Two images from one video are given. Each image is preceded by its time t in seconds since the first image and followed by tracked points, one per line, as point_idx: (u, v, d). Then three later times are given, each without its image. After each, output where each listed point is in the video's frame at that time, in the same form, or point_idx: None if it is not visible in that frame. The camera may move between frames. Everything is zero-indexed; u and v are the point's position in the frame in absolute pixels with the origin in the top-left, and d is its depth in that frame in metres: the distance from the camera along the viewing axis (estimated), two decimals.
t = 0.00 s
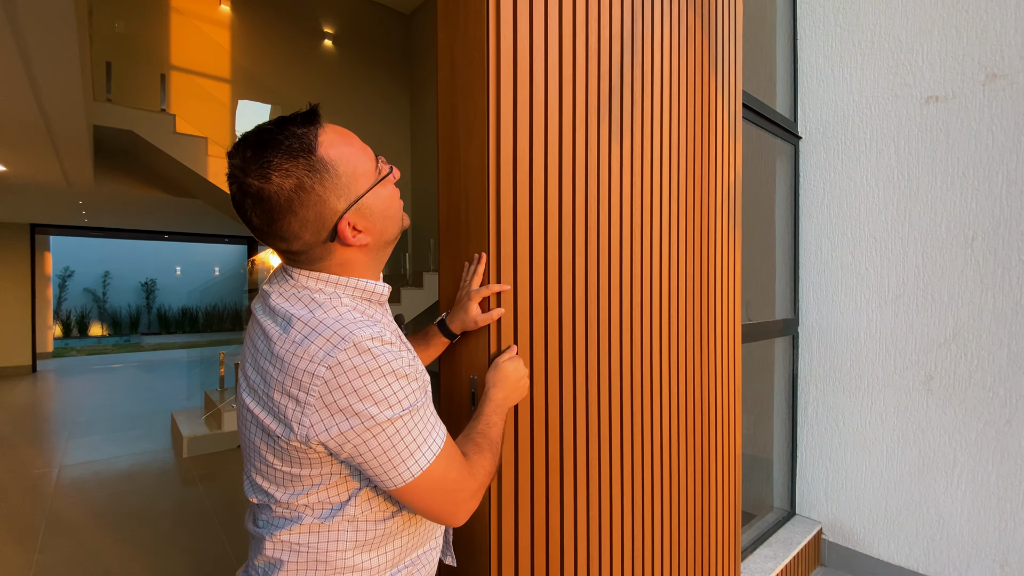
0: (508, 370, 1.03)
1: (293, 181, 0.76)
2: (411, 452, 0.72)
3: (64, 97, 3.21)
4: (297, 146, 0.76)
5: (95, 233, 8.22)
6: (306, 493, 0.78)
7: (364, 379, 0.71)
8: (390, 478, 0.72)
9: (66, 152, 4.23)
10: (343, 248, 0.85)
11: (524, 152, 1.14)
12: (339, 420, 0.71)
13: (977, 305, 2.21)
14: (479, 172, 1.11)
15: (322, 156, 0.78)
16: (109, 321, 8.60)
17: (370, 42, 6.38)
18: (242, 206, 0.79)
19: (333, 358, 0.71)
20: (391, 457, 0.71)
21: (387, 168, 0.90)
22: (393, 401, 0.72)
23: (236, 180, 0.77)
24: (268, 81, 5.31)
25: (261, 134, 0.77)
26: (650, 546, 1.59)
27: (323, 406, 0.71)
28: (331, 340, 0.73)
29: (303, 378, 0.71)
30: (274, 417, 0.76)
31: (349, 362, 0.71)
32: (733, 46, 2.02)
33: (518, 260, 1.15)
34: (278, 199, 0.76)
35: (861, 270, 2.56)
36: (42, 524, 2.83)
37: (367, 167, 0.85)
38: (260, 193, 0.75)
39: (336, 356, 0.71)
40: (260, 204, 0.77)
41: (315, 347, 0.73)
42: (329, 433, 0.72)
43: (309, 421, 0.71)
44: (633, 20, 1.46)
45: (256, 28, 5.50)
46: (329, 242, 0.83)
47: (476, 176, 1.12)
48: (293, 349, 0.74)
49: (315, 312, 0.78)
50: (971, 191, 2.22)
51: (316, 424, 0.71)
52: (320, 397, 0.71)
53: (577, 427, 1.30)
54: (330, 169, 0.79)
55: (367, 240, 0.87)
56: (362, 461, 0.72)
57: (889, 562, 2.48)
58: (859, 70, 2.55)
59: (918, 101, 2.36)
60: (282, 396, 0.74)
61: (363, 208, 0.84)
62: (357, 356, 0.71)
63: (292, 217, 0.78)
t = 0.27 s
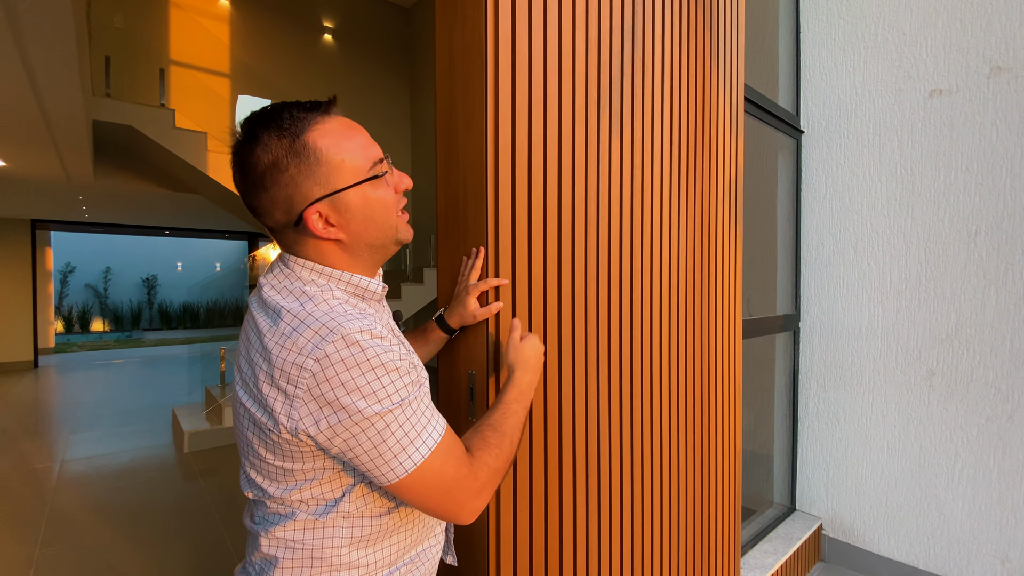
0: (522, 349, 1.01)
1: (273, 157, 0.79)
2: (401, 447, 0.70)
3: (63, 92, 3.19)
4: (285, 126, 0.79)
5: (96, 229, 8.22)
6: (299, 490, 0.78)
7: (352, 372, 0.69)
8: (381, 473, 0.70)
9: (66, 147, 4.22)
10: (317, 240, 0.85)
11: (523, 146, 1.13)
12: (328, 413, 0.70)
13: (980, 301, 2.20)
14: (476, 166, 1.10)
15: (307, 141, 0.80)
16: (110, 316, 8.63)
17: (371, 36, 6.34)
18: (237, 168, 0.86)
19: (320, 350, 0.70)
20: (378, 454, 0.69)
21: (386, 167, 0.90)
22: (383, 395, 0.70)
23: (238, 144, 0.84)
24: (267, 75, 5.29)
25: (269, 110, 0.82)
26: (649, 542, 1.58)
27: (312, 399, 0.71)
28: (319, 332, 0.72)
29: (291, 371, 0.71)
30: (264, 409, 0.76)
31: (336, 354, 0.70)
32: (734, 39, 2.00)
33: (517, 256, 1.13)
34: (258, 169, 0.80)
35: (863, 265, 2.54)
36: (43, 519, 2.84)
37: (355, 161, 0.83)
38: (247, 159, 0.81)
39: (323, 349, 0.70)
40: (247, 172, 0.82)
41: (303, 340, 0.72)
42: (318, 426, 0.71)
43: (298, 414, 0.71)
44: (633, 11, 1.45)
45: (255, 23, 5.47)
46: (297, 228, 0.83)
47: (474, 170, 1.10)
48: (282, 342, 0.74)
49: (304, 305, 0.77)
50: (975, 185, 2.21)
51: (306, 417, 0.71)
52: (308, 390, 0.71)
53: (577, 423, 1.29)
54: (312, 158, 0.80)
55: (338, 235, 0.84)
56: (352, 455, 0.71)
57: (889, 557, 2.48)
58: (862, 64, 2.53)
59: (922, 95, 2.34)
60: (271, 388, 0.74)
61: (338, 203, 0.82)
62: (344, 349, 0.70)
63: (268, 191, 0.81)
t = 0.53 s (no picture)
0: (568, 308, 0.94)
1: (281, 136, 0.83)
2: (395, 427, 0.68)
3: (63, 86, 3.18)
4: (298, 112, 0.82)
5: (97, 223, 8.22)
6: (296, 477, 0.78)
7: (339, 353, 0.68)
8: (382, 466, 0.70)
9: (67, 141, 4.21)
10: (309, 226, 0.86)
11: (524, 140, 1.13)
12: (318, 395, 0.70)
13: (982, 296, 2.20)
14: (477, 160, 1.09)
15: (316, 129, 0.83)
16: (112, 311, 8.64)
17: (371, 29, 6.30)
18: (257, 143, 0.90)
19: (308, 333, 0.70)
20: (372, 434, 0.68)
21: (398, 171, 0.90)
22: (372, 374, 0.68)
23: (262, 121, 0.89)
24: (267, 68, 5.27)
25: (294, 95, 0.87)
26: (650, 535, 1.59)
27: (303, 382, 0.70)
28: (307, 316, 0.72)
29: (281, 355, 0.71)
30: (259, 396, 0.76)
31: (323, 336, 0.69)
32: (737, 33, 1.98)
33: (518, 250, 1.13)
34: (268, 144, 0.85)
35: (865, 259, 2.53)
36: (48, 512, 2.86)
37: (362, 154, 0.84)
38: (262, 134, 0.86)
39: (310, 332, 0.70)
40: (258, 146, 0.87)
41: (292, 324, 0.72)
42: (311, 408, 0.71)
43: (291, 397, 0.71)
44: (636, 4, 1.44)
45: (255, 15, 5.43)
46: (289, 206, 0.86)
47: (475, 165, 1.10)
48: (273, 328, 0.74)
49: (295, 291, 0.77)
50: (979, 179, 2.20)
51: (300, 400, 0.71)
52: (299, 373, 0.70)
53: (578, 418, 1.29)
54: (313, 143, 0.82)
55: (325, 222, 0.84)
56: (347, 437, 0.70)
57: (888, 551, 2.49)
58: (866, 56, 2.51)
59: (926, 88, 2.32)
60: (263, 374, 0.74)
61: (329, 191, 0.83)
62: (331, 331, 0.69)
63: (271, 165, 0.85)
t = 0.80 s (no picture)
0: (590, 322, 0.99)
1: (281, 121, 0.83)
2: (386, 412, 0.67)
3: (62, 79, 3.17)
4: (300, 98, 0.83)
5: (98, 216, 8.22)
6: (290, 469, 0.78)
7: (330, 338, 0.68)
8: (383, 459, 0.70)
9: (67, 134, 4.20)
10: (309, 206, 0.84)
11: (526, 132, 1.12)
12: (309, 380, 0.69)
13: (986, 290, 2.19)
14: (479, 152, 1.08)
15: (318, 113, 0.83)
16: (115, 304, 8.67)
17: (372, 20, 6.23)
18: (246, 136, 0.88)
19: (298, 319, 0.69)
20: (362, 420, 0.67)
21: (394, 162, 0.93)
22: (363, 360, 0.68)
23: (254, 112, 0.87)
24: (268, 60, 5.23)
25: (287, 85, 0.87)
26: (651, 528, 1.60)
27: (293, 368, 0.70)
28: (298, 302, 0.72)
29: (272, 341, 0.71)
30: (251, 384, 0.76)
31: (313, 321, 0.69)
32: (741, 24, 1.96)
33: (520, 243, 1.13)
34: (266, 130, 0.83)
35: (869, 253, 2.52)
36: (52, 504, 2.88)
37: (369, 133, 0.87)
38: (258, 123, 0.85)
39: (301, 317, 0.69)
40: (255, 131, 0.86)
41: (284, 311, 0.72)
42: (301, 394, 0.70)
43: (282, 383, 0.71)
44: None
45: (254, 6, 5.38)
46: (291, 189, 0.84)
47: (477, 157, 1.09)
48: (264, 315, 0.74)
49: (287, 279, 0.77)
50: (984, 172, 2.18)
51: (290, 386, 0.71)
52: (289, 359, 0.70)
53: (579, 411, 1.29)
54: (317, 124, 0.83)
55: (329, 203, 0.83)
56: (338, 423, 0.70)
57: (889, 544, 2.50)
58: (871, 48, 2.48)
59: (932, 80, 2.30)
60: (255, 361, 0.74)
61: (335, 169, 0.83)
62: (321, 316, 0.69)
63: (269, 150, 0.84)
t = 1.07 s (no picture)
0: (582, 314, 0.94)
1: (287, 105, 0.80)
2: (378, 401, 0.66)
3: (61, 70, 3.14)
4: (306, 82, 0.81)
5: (99, 209, 8.20)
6: (284, 463, 0.77)
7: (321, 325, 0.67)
8: (384, 455, 0.69)
9: (66, 126, 4.17)
10: (314, 192, 0.81)
11: (530, 120, 1.10)
12: (299, 369, 0.67)
13: (993, 282, 2.16)
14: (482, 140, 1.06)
15: (324, 99, 0.82)
16: (116, 297, 8.67)
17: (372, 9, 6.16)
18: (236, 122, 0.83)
19: (289, 306, 0.68)
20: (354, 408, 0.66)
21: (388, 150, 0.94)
22: (355, 347, 0.67)
23: (245, 98, 0.83)
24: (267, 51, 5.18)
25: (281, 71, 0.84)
26: (654, 522, 1.59)
27: (284, 356, 0.68)
28: (289, 290, 0.70)
29: (262, 330, 0.69)
30: (242, 374, 0.74)
31: (305, 308, 0.67)
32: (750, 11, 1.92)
33: (524, 234, 1.11)
34: (268, 114, 0.79)
35: (874, 245, 2.50)
36: (56, 496, 2.89)
37: (370, 121, 0.87)
38: (256, 107, 0.80)
39: (292, 304, 0.68)
40: (251, 117, 0.81)
41: (274, 299, 0.70)
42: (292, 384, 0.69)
43: (272, 372, 0.69)
44: None
45: None
46: (298, 174, 0.80)
47: (480, 145, 1.07)
48: (254, 304, 0.72)
49: (278, 266, 0.75)
50: (993, 163, 2.15)
51: (280, 375, 0.69)
52: (280, 347, 0.68)
53: (583, 404, 1.28)
54: (326, 111, 0.82)
55: (337, 189, 0.82)
56: (330, 412, 0.68)
57: (892, 538, 2.49)
58: (880, 36, 2.44)
59: (941, 70, 2.26)
60: (245, 351, 0.72)
61: (344, 155, 0.82)
62: (313, 303, 0.68)
63: (273, 136, 0.80)
